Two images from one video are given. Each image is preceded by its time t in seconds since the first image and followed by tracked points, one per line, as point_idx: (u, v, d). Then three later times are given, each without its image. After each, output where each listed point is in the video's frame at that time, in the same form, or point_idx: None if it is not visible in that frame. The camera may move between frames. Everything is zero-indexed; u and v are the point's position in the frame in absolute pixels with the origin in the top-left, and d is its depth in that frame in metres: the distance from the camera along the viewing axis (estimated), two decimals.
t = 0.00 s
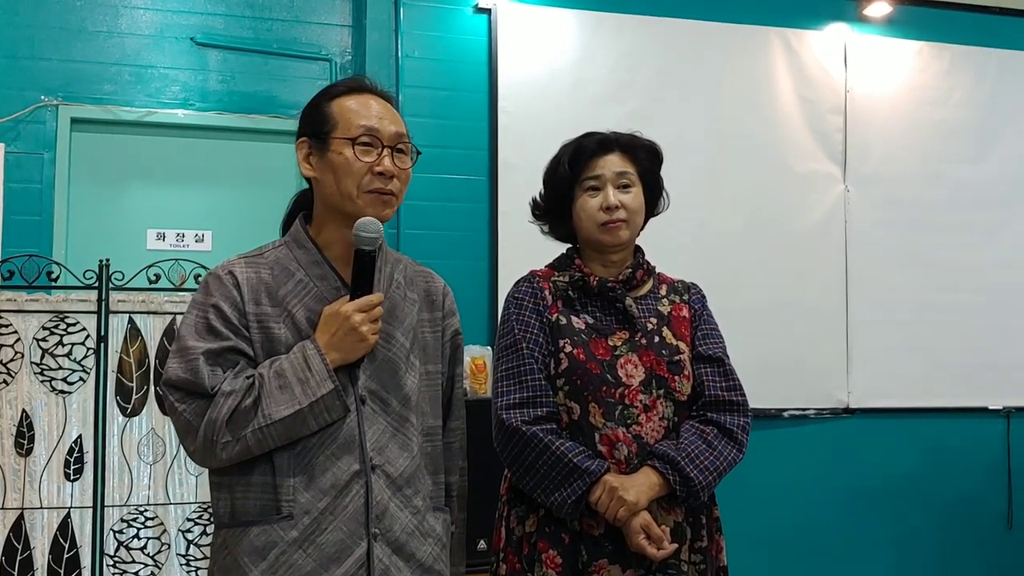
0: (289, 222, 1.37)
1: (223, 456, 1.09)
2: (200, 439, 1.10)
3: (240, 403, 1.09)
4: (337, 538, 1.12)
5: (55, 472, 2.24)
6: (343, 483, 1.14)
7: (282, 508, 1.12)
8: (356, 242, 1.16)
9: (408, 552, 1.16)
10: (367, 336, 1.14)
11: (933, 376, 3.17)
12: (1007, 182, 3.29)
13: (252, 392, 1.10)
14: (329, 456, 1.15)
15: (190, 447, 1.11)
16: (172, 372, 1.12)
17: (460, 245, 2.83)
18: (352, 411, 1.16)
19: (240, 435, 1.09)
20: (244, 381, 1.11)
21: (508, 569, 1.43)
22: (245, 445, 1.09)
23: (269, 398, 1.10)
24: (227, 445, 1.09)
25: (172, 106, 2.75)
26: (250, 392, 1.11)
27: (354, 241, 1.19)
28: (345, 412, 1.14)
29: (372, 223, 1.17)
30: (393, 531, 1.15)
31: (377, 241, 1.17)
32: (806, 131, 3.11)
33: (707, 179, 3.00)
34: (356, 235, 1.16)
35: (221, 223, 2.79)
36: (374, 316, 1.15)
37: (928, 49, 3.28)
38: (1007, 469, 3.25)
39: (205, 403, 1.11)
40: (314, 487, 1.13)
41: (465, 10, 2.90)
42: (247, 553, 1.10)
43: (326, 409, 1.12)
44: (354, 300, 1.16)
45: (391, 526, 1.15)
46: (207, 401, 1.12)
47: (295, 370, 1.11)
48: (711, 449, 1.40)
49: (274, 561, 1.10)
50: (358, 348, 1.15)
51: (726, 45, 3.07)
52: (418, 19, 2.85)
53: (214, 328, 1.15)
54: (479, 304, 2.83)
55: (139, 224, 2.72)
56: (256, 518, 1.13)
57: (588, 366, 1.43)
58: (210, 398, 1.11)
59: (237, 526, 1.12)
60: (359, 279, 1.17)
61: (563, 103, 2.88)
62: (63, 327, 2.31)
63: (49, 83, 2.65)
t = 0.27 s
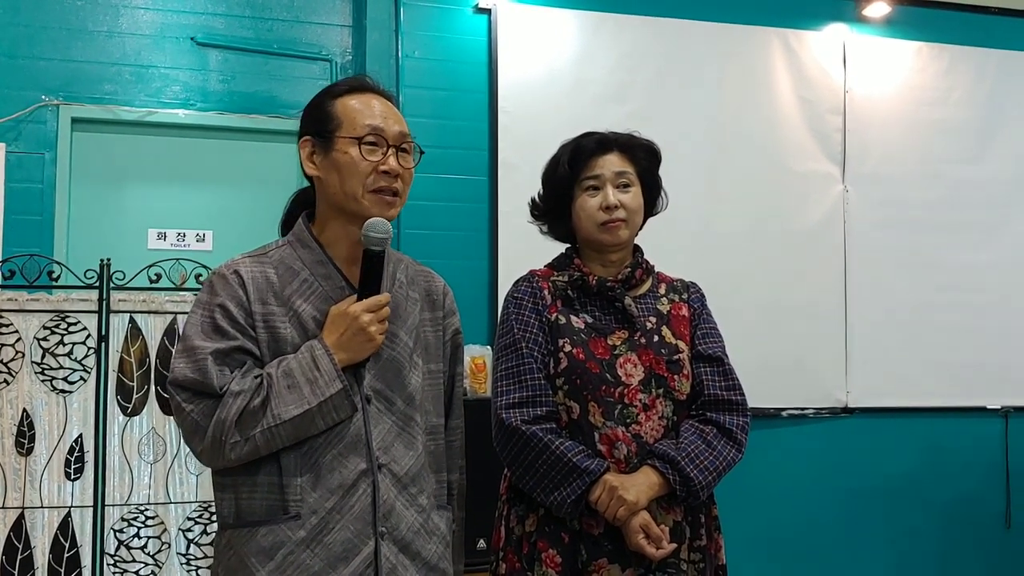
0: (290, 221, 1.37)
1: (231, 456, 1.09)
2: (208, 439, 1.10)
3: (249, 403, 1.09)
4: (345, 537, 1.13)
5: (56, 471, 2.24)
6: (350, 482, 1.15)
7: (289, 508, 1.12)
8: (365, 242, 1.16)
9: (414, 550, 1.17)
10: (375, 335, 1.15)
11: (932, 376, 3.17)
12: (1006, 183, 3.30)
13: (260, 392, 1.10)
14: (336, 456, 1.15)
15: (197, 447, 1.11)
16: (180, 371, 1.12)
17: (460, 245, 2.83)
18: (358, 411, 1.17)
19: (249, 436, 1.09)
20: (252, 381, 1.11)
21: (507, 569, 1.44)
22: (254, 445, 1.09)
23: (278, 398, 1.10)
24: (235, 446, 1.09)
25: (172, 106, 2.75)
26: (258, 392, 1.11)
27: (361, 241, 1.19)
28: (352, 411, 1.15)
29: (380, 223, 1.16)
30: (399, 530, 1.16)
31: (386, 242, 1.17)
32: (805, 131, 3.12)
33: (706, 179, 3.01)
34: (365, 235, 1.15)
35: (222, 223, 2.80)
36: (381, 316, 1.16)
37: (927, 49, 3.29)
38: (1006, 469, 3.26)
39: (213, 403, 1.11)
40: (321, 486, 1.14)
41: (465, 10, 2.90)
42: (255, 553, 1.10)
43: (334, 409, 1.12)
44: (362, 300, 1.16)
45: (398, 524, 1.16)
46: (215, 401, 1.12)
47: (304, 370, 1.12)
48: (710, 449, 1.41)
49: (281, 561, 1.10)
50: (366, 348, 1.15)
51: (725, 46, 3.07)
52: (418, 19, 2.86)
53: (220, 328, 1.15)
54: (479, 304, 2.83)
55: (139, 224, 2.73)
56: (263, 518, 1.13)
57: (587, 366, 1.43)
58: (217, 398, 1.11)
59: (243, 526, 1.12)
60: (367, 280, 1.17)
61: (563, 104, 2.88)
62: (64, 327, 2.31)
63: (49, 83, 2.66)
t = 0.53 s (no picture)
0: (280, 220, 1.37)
1: (231, 458, 1.08)
2: (206, 441, 1.09)
3: (247, 405, 1.09)
4: (345, 537, 1.12)
5: (50, 472, 2.23)
6: (349, 482, 1.14)
7: (289, 509, 1.11)
8: (362, 242, 1.16)
9: (413, 550, 1.17)
10: (372, 335, 1.15)
11: (928, 376, 3.18)
12: (1002, 184, 3.30)
13: (258, 393, 1.10)
14: (334, 456, 1.15)
15: (195, 450, 1.10)
16: (176, 374, 1.11)
17: (456, 246, 2.83)
18: (355, 411, 1.16)
19: (248, 437, 1.08)
20: (250, 383, 1.11)
21: (502, 569, 1.43)
22: (253, 446, 1.08)
23: (276, 399, 1.09)
24: (235, 448, 1.08)
25: (168, 106, 2.74)
26: (256, 394, 1.10)
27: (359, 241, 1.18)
28: (350, 411, 1.14)
29: (376, 223, 1.16)
30: (398, 529, 1.16)
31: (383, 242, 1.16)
32: (801, 132, 3.12)
33: (702, 180, 3.01)
34: (362, 236, 1.15)
35: (217, 223, 2.79)
36: (378, 316, 1.16)
37: (923, 50, 3.29)
38: (1002, 469, 3.26)
39: (210, 405, 1.11)
40: (320, 487, 1.13)
41: (461, 10, 2.90)
42: (254, 555, 1.09)
43: (333, 409, 1.12)
44: (359, 300, 1.16)
45: (397, 523, 1.16)
46: (213, 403, 1.11)
47: (301, 370, 1.11)
48: (705, 449, 1.41)
49: (282, 562, 1.09)
50: (362, 348, 1.15)
51: (721, 46, 3.08)
52: (414, 19, 2.86)
53: (215, 329, 1.14)
54: (475, 304, 2.83)
55: (134, 224, 2.72)
56: (262, 520, 1.12)
57: (582, 366, 1.43)
58: (215, 400, 1.11)
59: (243, 528, 1.11)
60: (363, 280, 1.16)
61: (559, 104, 2.88)
62: (58, 327, 2.30)
63: (44, 82, 2.65)
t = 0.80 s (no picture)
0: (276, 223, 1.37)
1: (231, 459, 1.08)
2: (206, 442, 1.09)
3: (247, 405, 1.08)
4: (345, 538, 1.12)
5: (47, 472, 2.23)
6: (349, 483, 1.14)
7: (289, 510, 1.11)
8: (361, 243, 1.15)
9: (413, 549, 1.17)
10: (371, 335, 1.15)
11: (926, 377, 3.18)
12: (1000, 185, 3.30)
13: (258, 394, 1.10)
14: (334, 456, 1.14)
15: (195, 452, 1.10)
16: (175, 375, 1.10)
17: (455, 246, 2.83)
18: (354, 411, 1.16)
19: (248, 438, 1.08)
20: (250, 383, 1.10)
21: (500, 569, 1.44)
22: (253, 447, 1.08)
23: (276, 400, 1.09)
24: (235, 449, 1.08)
25: (166, 106, 2.74)
26: (256, 394, 1.10)
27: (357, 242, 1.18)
28: (350, 411, 1.14)
29: (375, 224, 1.16)
30: (398, 529, 1.16)
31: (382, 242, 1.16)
32: (799, 133, 3.12)
33: (700, 180, 3.01)
34: (362, 236, 1.15)
35: (216, 223, 2.79)
36: (377, 316, 1.16)
37: (921, 52, 3.30)
38: (1000, 471, 3.26)
39: (210, 407, 1.10)
40: (320, 487, 1.13)
41: (459, 11, 2.90)
42: (254, 556, 1.09)
43: (332, 409, 1.12)
44: (357, 301, 1.16)
45: (396, 524, 1.16)
46: (213, 404, 1.11)
47: (301, 371, 1.11)
48: (703, 450, 1.41)
49: (281, 563, 1.09)
50: (362, 348, 1.15)
51: (720, 47, 3.08)
52: (412, 20, 2.86)
53: (214, 330, 1.14)
54: (473, 305, 2.83)
55: (132, 224, 2.72)
56: (261, 521, 1.11)
57: (581, 366, 1.43)
58: (215, 401, 1.10)
59: (243, 530, 1.11)
60: (362, 280, 1.16)
61: (557, 105, 2.88)
62: (56, 327, 2.30)
63: (42, 82, 2.65)
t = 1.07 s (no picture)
0: (269, 224, 1.37)
1: (228, 461, 1.08)
2: (203, 444, 1.08)
3: (244, 406, 1.08)
4: (342, 538, 1.12)
5: (44, 473, 2.23)
6: (346, 483, 1.14)
7: (286, 511, 1.10)
8: (355, 242, 1.15)
9: (411, 549, 1.17)
10: (367, 335, 1.15)
11: (924, 377, 3.18)
12: (997, 185, 3.31)
13: (255, 395, 1.09)
14: (331, 456, 1.14)
15: (192, 453, 1.10)
16: (171, 377, 1.10)
17: (452, 246, 2.83)
18: (351, 411, 1.16)
19: (245, 439, 1.08)
20: (246, 384, 1.10)
21: (497, 570, 1.43)
22: (251, 448, 1.08)
23: (273, 400, 1.09)
24: (232, 450, 1.08)
25: (163, 106, 2.74)
26: (252, 395, 1.09)
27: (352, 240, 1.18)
28: (346, 411, 1.14)
29: (370, 222, 1.15)
30: (396, 528, 1.15)
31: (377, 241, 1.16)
32: (797, 133, 3.12)
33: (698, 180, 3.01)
34: (356, 235, 1.14)
35: (213, 223, 2.79)
36: (373, 315, 1.16)
37: (919, 52, 3.30)
38: (998, 471, 3.27)
39: (207, 408, 1.10)
40: (317, 487, 1.13)
41: (457, 11, 2.90)
42: (252, 557, 1.09)
43: (329, 409, 1.12)
44: (353, 300, 1.16)
45: (394, 523, 1.15)
46: (209, 405, 1.10)
47: (297, 371, 1.10)
48: (701, 450, 1.40)
49: (280, 564, 1.09)
50: (358, 347, 1.15)
51: (718, 48, 3.08)
52: (409, 19, 2.85)
53: (209, 331, 1.13)
54: (471, 305, 2.83)
55: (129, 224, 2.71)
56: (259, 522, 1.11)
57: (578, 366, 1.43)
58: (212, 403, 1.10)
59: (240, 531, 1.10)
60: (357, 279, 1.16)
61: (555, 105, 2.88)
62: (52, 328, 2.30)
63: (39, 82, 2.64)
